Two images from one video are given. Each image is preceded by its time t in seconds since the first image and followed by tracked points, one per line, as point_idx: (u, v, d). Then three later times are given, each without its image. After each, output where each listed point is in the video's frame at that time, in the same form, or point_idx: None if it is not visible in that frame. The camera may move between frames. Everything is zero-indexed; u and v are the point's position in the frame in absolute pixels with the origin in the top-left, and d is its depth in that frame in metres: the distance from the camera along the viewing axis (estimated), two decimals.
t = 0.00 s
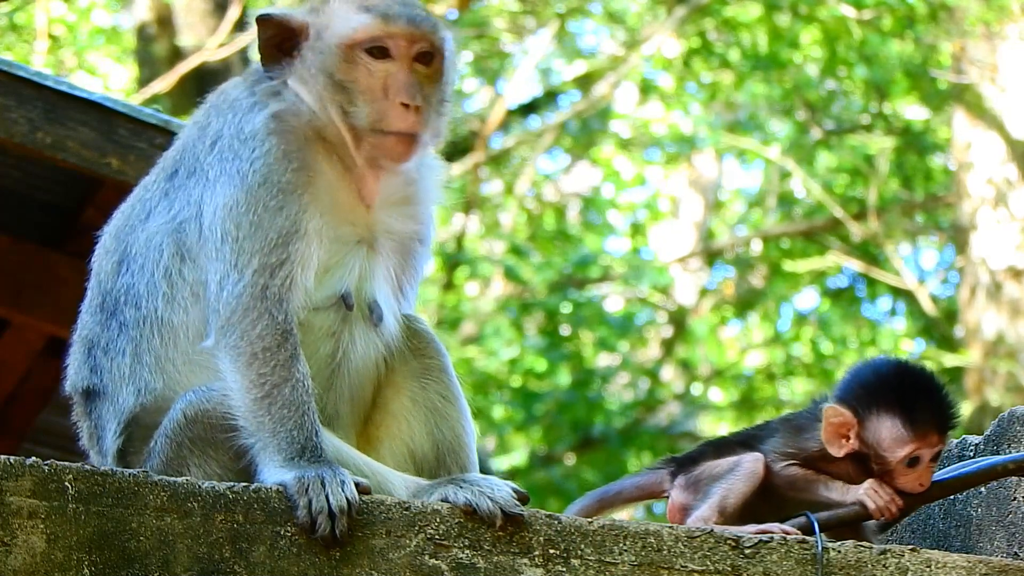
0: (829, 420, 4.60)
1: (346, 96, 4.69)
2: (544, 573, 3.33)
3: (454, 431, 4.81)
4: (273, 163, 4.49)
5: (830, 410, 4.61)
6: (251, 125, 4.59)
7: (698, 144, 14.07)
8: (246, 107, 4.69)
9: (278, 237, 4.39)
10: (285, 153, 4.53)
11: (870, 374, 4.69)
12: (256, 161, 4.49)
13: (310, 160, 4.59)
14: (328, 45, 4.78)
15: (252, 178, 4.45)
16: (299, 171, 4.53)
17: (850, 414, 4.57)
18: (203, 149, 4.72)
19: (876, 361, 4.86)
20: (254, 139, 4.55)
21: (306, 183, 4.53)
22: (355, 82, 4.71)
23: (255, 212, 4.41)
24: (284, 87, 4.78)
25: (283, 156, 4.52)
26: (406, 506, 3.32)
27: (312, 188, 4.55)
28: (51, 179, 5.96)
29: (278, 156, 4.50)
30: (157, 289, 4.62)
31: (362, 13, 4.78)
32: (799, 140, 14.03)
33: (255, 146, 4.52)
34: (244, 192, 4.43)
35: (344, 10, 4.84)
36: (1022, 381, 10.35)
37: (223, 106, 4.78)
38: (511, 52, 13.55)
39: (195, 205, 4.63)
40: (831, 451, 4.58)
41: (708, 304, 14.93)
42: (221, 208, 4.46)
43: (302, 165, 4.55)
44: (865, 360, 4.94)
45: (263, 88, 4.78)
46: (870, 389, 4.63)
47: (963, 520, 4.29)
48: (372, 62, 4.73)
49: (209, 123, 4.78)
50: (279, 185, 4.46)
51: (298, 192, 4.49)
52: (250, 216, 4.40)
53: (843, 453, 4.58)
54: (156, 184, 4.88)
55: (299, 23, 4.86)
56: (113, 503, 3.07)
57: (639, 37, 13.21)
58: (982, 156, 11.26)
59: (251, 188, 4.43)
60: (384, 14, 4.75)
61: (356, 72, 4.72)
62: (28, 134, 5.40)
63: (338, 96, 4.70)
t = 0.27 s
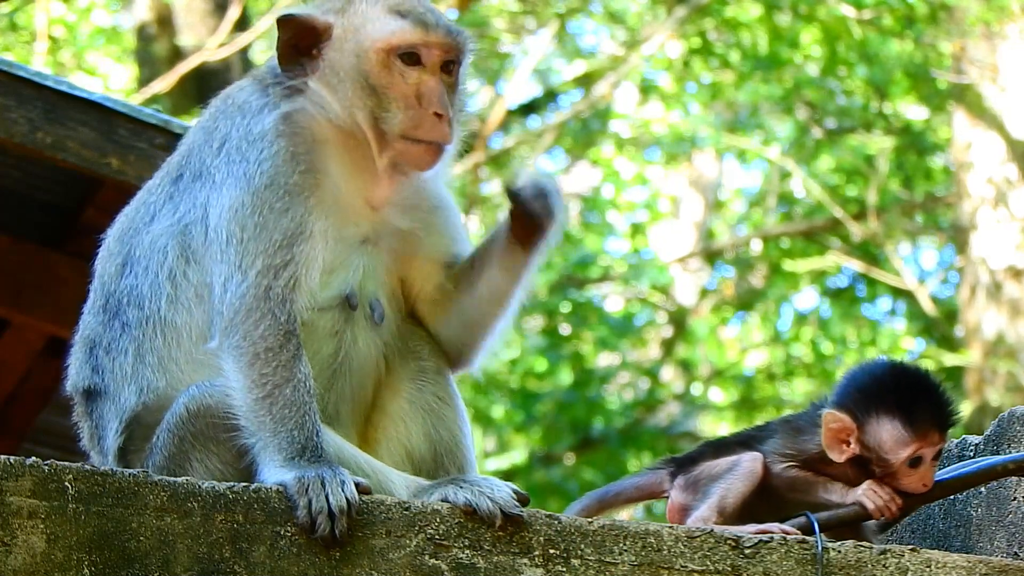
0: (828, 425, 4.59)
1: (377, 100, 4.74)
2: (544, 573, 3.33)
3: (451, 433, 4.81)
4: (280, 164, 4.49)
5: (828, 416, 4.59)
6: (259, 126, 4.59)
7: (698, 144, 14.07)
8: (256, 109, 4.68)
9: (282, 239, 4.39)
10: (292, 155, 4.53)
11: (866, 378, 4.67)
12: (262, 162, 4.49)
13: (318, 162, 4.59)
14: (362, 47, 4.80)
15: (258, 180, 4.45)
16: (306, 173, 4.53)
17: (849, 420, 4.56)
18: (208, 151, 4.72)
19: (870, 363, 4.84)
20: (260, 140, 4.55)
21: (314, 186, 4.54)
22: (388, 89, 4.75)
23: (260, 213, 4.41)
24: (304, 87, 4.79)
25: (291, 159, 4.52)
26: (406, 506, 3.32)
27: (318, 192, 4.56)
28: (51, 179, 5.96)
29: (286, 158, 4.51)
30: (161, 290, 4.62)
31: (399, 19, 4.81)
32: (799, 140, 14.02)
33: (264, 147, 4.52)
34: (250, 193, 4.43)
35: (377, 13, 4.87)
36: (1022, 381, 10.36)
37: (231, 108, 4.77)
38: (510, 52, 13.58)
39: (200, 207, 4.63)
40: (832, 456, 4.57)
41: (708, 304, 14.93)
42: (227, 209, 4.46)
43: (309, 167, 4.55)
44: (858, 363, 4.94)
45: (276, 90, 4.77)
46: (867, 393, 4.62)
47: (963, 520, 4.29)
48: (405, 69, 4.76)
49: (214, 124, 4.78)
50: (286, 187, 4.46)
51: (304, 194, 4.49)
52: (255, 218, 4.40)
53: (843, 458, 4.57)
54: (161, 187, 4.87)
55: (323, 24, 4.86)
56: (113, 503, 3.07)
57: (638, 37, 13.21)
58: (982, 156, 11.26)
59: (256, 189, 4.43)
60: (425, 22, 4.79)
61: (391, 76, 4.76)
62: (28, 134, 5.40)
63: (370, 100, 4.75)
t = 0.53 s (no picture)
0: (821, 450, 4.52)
1: (387, 99, 4.75)
2: (544, 574, 3.33)
3: (451, 434, 4.81)
4: (285, 164, 4.48)
5: (820, 440, 4.52)
6: (266, 126, 4.59)
7: (698, 145, 14.07)
8: (263, 108, 4.67)
9: (287, 239, 4.38)
10: (299, 155, 4.52)
11: (856, 399, 4.61)
12: (267, 161, 4.48)
13: (325, 162, 4.59)
14: (374, 46, 4.80)
15: (263, 179, 4.45)
16: (313, 173, 4.53)
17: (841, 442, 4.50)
18: (214, 150, 4.72)
19: (844, 379, 4.78)
20: (266, 139, 4.54)
21: (320, 187, 4.53)
22: (398, 89, 4.75)
23: (265, 213, 4.40)
24: (314, 86, 4.79)
25: (297, 159, 4.51)
26: (406, 506, 3.32)
27: (324, 192, 4.55)
28: (51, 180, 5.96)
29: (293, 158, 4.50)
30: (164, 289, 4.62)
31: (410, 18, 4.79)
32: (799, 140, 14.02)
33: (270, 147, 4.51)
34: (256, 193, 4.43)
35: (387, 10, 4.85)
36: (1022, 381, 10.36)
37: (238, 107, 4.76)
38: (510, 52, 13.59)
39: (205, 207, 4.63)
40: (829, 475, 4.51)
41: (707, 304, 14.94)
42: (232, 208, 4.46)
43: (316, 166, 4.54)
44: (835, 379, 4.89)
45: (284, 88, 4.77)
46: (859, 414, 4.56)
47: (963, 521, 4.29)
48: (415, 69, 4.76)
49: (219, 123, 4.78)
50: (291, 187, 4.46)
51: (310, 194, 4.49)
52: (260, 217, 4.40)
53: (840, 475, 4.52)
54: (166, 186, 4.87)
55: (333, 23, 4.86)
56: (113, 504, 3.07)
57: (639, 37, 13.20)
58: (982, 156, 11.26)
59: (262, 189, 4.43)
60: (436, 20, 4.77)
61: (400, 75, 4.75)
62: (28, 134, 5.40)
63: (380, 98, 4.75)
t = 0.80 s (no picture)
0: (819, 457, 4.52)
1: (393, 100, 4.73)
2: (544, 573, 3.33)
3: (449, 434, 4.81)
4: (288, 164, 4.48)
5: (817, 449, 4.53)
6: (268, 126, 4.59)
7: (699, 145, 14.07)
8: (265, 108, 4.67)
9: (289, 239, 4.39)
10: (302, 155, 4.52)
11: (846, 407, 4.61)
12: (270, 161, 4.48)
13: (328, 162, 4.59)
14: (381, 46, 4.78)
15: (266, 179, 4.45)
16: (315, 173, 4.53)
17: (838, 449, 4.51)
18: (215, 150, 4.72)
19: (834, 388, 4.80)
20: (269, 139, 4.54)
21: (322, 187, 4.53)
22: (404, 89, 4.73)
23: (267, 213, 4.41)
24: (317, 85, 4.78)
25: (300, 159, 4.51)
26: (406, 506, 3.32)
27: (326, 193, 4.55)
28: (51, 180, 5.96)
29: (295, 159, 4.50)
30: (163, 289, 4.63)
31: (418, 19, 4.78)
32: (799, 141, 14.02)
33: (273, 147, 4.51)
34: (257, 193, 4.43)
35: (397, 12, 4.83)
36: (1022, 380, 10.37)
37: (239, 107, 4.76)
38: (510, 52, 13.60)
39: (206, 207, 4.63)
40: (829, 481, 4.53)
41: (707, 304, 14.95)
42: (234, 208, 4.46)
43: (319, 167, 4.54)
44: (818, 398, 4.90)
45: (287, 88, 4.77)
46: (851, 420, 4.56)
47: (963, 521, 4.29)
48: (422, 72, 4.75)
49: (220, 123, 4.78)
50: (294, 187, 4.46)
51: (313, 195, 4.49)
52: (263, 217, 4.40)
53: (840, 482, 4.53)
54: (166, 186, 4.87)
55: (339, 23, 4.86)
56: (113, 503, 3.07)
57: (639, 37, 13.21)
58: (981, 156, 11.26)
59: (265, 189, 4.43)
60: (444, 24, 4.76)
61: (406, 78, 4.74)
62: (28, 134, 5.40)
63: (386, 99, 4.73)
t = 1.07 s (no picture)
0: (821, 458, 4.52)
1: (393, 102, 4.74)
2: (544, 573, 3.33)
3: (448, 434, 4.81)
4: (288, 164, 4.48)
5: (818, 449, 4.53)
6: (268, 126, 4.58)
7: (699, 145, 14.07)
8: (265, 108, 4.67)
9: (288, 239, 4.39)
10: (302, 155, 4.52)
11: (841, 408, 4.62)
12: (270, 162, 4.48)
13: (328, 162, 4.59)
14: (381, 47, 4.79)
15: (265, 179, 4.45)
16: (314, 173, 4.52)
17: (839, 449, 4.50)
18: (215, 151, 4.72)
19: (830, 391, 4.81)
20: (269, 139, 4.54)
21: (321, 187, 4.53)
22: (404, 91, 4.75)
23: (267, 213, 4.41)
24: (317, 86, 4.78)
25: (300, 159, 4.51)
26: (406, 506, 3.32)
27: (325, 193, 4.55)
28: (51, 179, 5.96)
29: (295, 159, 4.50)
30: (162, 290, 4.62)
31: (418, 22, 4.80)
32: (799, 141, 14.02)
33: (272, 147, 4.51)
34: (257, 193, 4.43)
35: (397, 14, 4.84)
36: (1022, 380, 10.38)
37: (238, 107, 4.76)
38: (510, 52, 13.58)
39: (205, 207, 4.63)
40: (831, 482, 4.53)
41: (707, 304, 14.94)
42: (234, 208, 4.45)
43: (319, 167, 4.54)
44: (818, 397, 4.88)
45: (286, 88, 4.76)
46: (849, 420, 4.56)
47: (963, 521, 4.29)
48: (421, 74, 4.77)
49: (219, 123, 4.78)
50: (293, 187, 4.46)
51: (312, 195, 4.49)
52: (262, 217, 4.40)
53: (842, 483, 4.52)
54: (165, 186, 4.87)
55: (339, 24, 4.85)
56: (113, 503, 3.07)
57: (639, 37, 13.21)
58: (982, 156, 11.25)
59: (264, 189, 4.43)
60: (444, 28, 4.79)
61: (407, 80, 4.76)
62: (28, 134, 5.39)
63: (386, 101, 4.74)
